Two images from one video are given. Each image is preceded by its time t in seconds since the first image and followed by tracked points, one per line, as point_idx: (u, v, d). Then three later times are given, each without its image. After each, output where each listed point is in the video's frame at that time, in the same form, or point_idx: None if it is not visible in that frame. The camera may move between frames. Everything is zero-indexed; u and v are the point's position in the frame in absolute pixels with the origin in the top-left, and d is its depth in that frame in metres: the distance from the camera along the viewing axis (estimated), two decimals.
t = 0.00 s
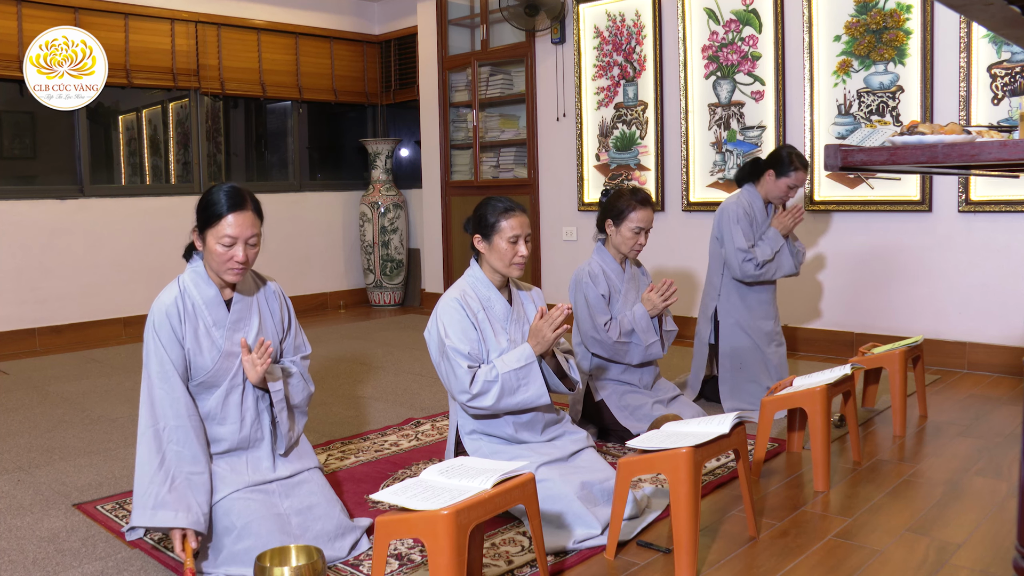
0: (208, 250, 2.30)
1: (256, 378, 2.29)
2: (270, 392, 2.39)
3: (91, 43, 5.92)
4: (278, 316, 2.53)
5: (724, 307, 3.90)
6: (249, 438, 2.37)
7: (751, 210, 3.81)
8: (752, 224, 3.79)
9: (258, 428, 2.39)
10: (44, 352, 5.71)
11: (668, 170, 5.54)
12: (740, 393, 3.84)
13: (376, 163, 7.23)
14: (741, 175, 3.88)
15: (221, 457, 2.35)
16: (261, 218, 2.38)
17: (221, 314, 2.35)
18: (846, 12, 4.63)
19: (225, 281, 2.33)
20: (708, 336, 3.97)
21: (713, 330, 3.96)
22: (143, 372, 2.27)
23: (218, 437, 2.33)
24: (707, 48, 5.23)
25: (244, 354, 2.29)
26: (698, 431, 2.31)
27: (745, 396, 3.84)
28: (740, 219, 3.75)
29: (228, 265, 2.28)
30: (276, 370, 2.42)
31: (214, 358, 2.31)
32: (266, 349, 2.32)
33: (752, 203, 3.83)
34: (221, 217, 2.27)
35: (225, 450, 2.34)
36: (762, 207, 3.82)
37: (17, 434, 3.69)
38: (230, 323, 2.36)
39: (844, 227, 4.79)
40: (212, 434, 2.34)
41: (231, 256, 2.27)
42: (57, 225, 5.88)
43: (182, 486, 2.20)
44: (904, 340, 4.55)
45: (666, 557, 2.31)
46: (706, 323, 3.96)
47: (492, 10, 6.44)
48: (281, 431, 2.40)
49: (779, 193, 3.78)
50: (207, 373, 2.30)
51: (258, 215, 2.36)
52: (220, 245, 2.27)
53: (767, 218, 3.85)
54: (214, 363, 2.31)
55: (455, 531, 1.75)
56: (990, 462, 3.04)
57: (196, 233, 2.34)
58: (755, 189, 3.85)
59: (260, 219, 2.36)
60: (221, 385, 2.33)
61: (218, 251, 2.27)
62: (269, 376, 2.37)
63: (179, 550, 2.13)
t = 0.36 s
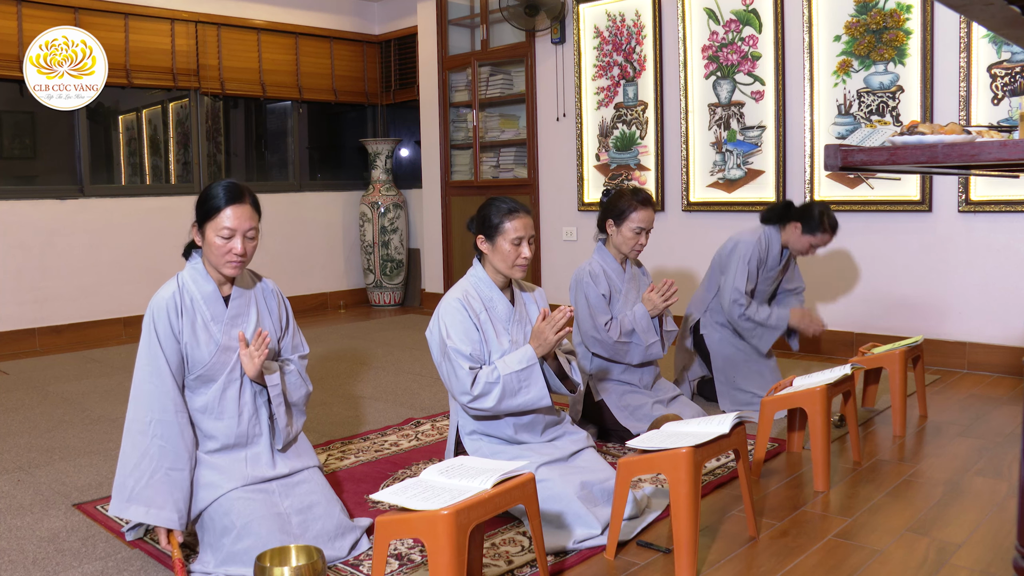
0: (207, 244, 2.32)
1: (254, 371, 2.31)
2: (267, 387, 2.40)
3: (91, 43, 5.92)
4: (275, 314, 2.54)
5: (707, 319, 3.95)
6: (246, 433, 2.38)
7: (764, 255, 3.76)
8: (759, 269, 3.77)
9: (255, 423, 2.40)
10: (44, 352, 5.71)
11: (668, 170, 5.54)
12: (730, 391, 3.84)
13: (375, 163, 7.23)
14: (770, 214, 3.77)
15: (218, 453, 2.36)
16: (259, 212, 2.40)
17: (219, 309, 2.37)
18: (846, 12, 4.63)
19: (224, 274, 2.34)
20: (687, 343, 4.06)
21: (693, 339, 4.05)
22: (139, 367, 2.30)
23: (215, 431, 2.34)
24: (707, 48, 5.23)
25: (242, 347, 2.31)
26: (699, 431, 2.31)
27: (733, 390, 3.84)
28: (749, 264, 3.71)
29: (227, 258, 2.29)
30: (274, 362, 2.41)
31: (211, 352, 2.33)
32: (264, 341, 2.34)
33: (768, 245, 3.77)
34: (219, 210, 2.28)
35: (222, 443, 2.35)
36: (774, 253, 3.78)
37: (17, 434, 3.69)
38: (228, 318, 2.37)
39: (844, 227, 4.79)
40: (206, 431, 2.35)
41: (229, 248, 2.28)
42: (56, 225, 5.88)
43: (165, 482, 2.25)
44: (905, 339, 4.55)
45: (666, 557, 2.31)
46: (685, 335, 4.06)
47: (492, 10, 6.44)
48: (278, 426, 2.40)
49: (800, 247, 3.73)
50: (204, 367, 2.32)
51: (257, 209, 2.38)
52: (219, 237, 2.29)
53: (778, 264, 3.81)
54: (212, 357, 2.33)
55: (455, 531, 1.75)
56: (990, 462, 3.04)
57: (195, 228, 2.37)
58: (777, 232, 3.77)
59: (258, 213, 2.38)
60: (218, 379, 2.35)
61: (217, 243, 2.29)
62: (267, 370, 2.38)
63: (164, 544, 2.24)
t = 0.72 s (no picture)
0: (209, 240, 2.32)
1: (254, 367, 2.30)
2: (267, 384, 2.40)
3: (91, 43, 5.92)
4: (275, 313, 2.54)
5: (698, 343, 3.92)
6: (245, 430, 2.38)
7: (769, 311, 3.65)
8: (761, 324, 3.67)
9: (254, 420, 2.40)
10: (44, 352, 5.71)
11: (668, 170, 5.54)
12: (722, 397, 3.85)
13: (375, 163, 7.23)
14: (783, 275, 3.61)
15: (217, 450, 2.36)
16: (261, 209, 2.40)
17: (220, 306, 2.37)
18: (846, 12, 4.63)
19: (226, 270, 2.34)
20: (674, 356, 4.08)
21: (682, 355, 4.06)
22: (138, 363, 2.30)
23: (215, 427, 2.35)
24: (707, 48, 5.23)
25: (243, 343, 2.31)
26: (699, 431, 2.31)
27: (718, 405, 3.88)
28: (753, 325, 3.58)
29: (229, 254, 2.30)
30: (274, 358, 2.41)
31: (211, 348, 2.33)
32: (264, 336, 2.34)
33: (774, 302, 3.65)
34: (221, 207, 2.29)
35: (221, 440, 2.35)
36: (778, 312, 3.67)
37: (17, 434, 3.69)
38: (229, 315, 2.38)
39: (844, 227, 4.80)
40: (205, 427, 2.35)
41: (232, 244, 2.28)
42: (56, 225, 5.88)
43: (164, 476, 2.26)
44: (905, 339, 4.55)
45: (666, 557, 2.31)
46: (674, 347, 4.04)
47: (492, 10, 6.44)
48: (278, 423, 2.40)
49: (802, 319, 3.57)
50: (204, 362, 2.32)
51: (258, 206, 2.38)
52: (221, 233, 2.29)
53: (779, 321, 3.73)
54: (212, 352, 2.33)
55: (455, 531, 1.75)
56: (990, 462, 3.03)
57: (198, 227, 2.36)
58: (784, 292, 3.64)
59: (260, 210, 2.38)
60: (217, 374, 2.35)
61: (220, 239, 2.29)
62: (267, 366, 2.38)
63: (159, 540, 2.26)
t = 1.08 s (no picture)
0: (210, 239, 2.32)
1: (255, 364, 2.30)
2: (268, 382, 2.41)
3: (91, 43, 5.92)
4: (277, 312, 2.55)
5: (698, 357, 3.94)
6: (245, 428, 2.38)
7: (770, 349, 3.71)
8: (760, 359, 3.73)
9: (254, 418, 2.40)
10: (44, 352, 5.71)
11: (668, 170, 5.54)
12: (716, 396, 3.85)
13: (376, 163, 7.22)
14: (793, 321, 3.62)
15: (217, 449, 2.36)
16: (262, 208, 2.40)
17: (221, 304, 2.38)
18: (846, 12, 4.63)
19: (228, 269, 2.33)
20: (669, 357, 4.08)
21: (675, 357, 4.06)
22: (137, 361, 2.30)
23: (215, 426, 2.35)
24: (707, 48, 5.23)
25: (244, 340, 2.31)
26: (699, 431, 2.31)
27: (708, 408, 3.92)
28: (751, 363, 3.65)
29: (232, 252, 2.29)
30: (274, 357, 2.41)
31: (212, 345, 2.34)
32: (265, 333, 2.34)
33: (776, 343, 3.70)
34: (224, 206, 2.29)
35: (221, 438, 2.35)
36: (777, 353, 3.73)
37: (17, 434, 3.69)
38: (229, 313, 2.38)
39: (844, 226, 4.80)
40: (206, 424, 2.35)
41: (236, 242, 2.28)
42: (57, 225, 5.88)
43: (164, 473, 2.26)
44: (905, 339, 4.55)
45: (666, 557, 2.31)
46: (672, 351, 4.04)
47: (492, 10, 6.44)
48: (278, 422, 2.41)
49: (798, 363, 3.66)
50: (204, 360, 2.33)
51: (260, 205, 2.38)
52: (224, 232, 2.29)
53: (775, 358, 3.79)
54: (212, 350, 2.33)
55: (455, 531, 1.75)
56: (990, 462, 3.03)
57: (199, 225, 2.36)
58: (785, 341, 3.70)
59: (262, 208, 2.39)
60: (218, 372, 2.35)
61: (222, 237, 2.29)
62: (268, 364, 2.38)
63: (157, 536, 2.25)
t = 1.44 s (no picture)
0: (210, 239, 2.32)
1: (255, 364, 2.31)
2: (268, 383, 2.41)
3: (91, 43, 5.92)
4: (277, 312, 2.55)
5: (698, 358, 3.94)
6: (245, 428, 2.38)
7: (769, 365, 3.72)
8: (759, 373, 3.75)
9: (254, 418, 2.40)
10: (44, 352, 5.71)
11: (668, 170, 5.54)
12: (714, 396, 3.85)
13: (375, 163, 7.22)
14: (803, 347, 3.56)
15: (217, 448, 2.36)
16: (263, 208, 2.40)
17: (221, 304, 2.38)
18: (846, 12, 4.63)
19: (229, 268, 2.33)
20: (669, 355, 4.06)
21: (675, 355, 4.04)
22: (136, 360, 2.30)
23: (215, 425, 2.35)
24: (707, 48, 5.23)
25: (244, 340, 2.32)
26: (699, 431, 2.31)
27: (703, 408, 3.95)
28: (750, 379, 3.66)
29: (232, 253, 2.29)
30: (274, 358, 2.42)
31: (212, 345, 2.34)
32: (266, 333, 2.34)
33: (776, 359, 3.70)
34: (224, 206, 2.29)
35: (221, 438, 2.35)
36: (776, 369, 3.75)
37: (17, 434, 3.69)
38: (229, 313, 2.37)
39: (844, 226, 4.80)
40: (205, 424, 2.35)
41: (236, 242, 2.28)
42: (56, 225, 5.88)
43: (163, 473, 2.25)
44: (905, 339, 4.55)
45: (666, 557, 2.31)
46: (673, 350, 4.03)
47: (492, 10, 6.44)
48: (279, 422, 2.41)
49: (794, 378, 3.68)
50: (204, 359, 2.33)
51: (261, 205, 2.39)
52: (224, 232, 2.29)
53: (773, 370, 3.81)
54: (212, 349, 2.33)
55: (455, 531, 1.75)
56: (990, 462, 3.03)
57: (199, 225, 2.36)
58: (785, 360, 3.72)
59: (262, 209, 2.39)
60: (218, 372, 2.35)
61: (222, 237, 2.29)
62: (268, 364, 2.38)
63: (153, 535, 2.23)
